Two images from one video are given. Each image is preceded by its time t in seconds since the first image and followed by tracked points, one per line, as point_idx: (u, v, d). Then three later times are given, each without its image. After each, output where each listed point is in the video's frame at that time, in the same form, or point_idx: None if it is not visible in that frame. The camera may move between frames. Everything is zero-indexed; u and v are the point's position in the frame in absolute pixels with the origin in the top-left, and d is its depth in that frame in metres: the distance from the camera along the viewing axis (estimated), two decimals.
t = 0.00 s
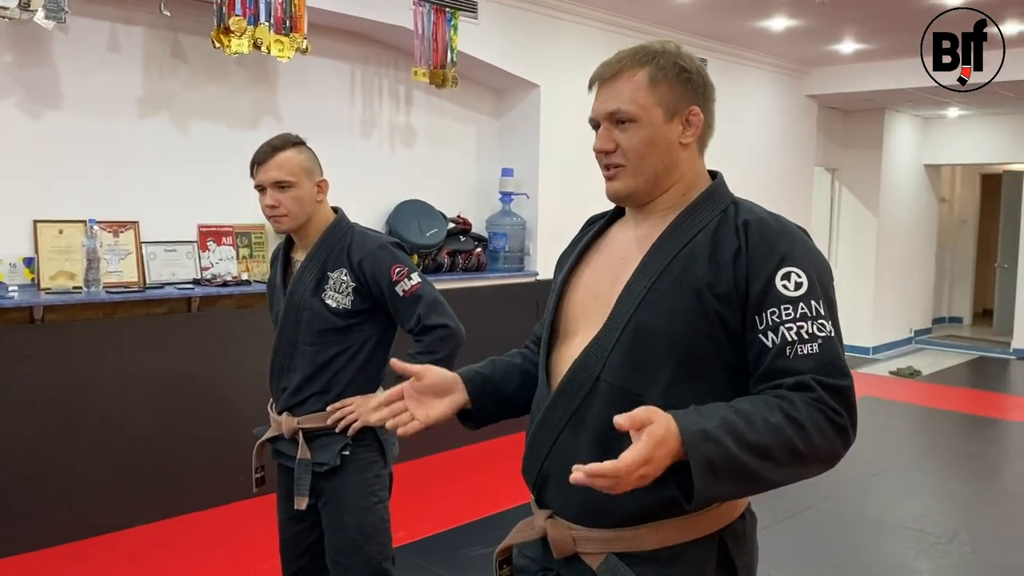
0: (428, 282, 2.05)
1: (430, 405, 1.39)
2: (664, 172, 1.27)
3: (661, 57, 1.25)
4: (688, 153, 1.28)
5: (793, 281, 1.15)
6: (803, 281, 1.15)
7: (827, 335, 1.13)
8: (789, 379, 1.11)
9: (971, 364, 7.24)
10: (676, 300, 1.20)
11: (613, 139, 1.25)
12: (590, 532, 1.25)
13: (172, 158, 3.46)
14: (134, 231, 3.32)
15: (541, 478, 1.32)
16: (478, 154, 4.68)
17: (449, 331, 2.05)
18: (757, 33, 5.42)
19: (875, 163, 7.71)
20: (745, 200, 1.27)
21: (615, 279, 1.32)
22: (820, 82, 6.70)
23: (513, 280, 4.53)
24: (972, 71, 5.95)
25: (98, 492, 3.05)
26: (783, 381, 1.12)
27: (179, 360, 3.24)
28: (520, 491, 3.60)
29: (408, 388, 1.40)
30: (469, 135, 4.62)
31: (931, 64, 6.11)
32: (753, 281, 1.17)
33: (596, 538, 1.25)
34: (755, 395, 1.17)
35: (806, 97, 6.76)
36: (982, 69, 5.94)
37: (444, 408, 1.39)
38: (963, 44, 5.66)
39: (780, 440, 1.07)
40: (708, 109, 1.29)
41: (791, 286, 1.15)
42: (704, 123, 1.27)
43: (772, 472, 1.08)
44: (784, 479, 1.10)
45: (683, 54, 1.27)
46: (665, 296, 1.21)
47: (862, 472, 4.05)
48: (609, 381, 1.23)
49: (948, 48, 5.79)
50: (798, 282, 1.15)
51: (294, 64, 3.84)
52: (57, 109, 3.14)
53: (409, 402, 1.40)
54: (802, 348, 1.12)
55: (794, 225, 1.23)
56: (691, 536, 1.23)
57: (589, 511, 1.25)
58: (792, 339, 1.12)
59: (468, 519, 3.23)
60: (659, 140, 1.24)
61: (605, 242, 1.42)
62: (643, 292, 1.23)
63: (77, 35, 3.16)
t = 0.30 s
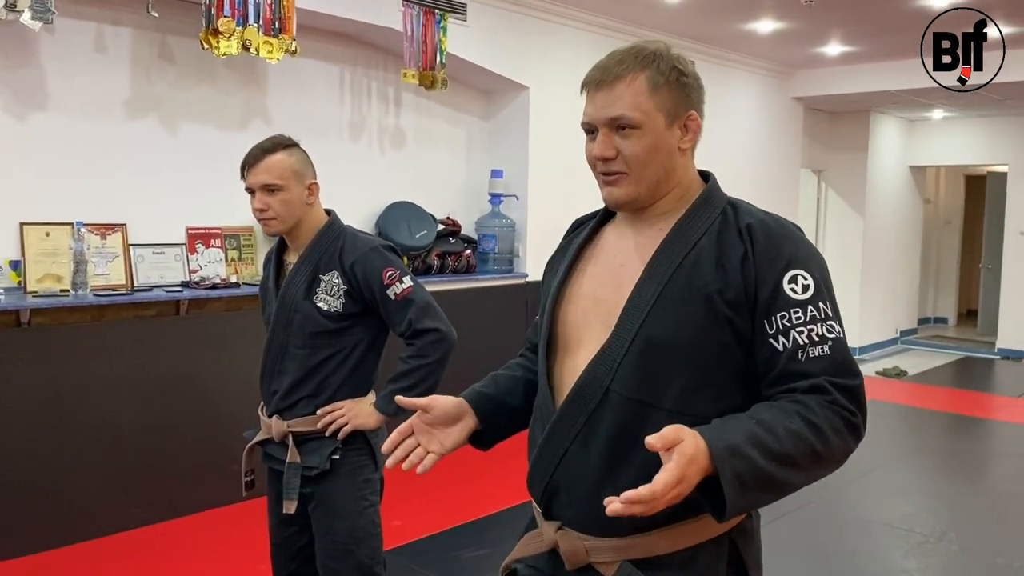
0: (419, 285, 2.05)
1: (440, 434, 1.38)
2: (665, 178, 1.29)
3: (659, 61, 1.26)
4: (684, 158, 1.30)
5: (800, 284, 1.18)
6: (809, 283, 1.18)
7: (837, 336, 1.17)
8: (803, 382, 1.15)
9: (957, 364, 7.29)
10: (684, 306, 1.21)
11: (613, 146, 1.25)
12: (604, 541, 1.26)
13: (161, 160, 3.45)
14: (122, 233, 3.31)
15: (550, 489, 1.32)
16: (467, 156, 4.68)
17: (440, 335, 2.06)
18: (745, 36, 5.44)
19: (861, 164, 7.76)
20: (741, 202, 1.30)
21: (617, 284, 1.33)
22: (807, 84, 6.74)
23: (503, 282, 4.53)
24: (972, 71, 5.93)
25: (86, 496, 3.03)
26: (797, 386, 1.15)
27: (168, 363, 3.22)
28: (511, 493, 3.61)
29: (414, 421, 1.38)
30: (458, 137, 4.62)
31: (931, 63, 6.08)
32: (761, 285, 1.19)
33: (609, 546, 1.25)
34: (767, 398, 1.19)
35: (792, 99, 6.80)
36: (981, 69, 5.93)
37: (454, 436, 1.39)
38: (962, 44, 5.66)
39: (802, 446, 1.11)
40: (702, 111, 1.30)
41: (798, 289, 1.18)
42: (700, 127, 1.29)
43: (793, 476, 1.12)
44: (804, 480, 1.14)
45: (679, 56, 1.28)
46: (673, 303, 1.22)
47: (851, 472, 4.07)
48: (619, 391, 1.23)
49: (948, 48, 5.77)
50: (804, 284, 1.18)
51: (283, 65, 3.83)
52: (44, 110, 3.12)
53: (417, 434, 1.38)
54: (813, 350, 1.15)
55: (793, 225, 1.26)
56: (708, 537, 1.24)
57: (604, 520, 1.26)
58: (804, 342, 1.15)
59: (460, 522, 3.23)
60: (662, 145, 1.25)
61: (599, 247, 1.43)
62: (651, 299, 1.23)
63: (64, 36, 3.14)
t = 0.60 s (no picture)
0: (408, 286, 2.05)
1: (445, 450, 1.38)
2: (658, 183, 1.29)
3: (649, 63, 1.25)
4: (676, 160, 1.30)
5: (802, 287, 1.20)
6: (810, 285, 1.20)
7: (837, 337, 1.19)
8: (807, 384, 1.16)
9: (948, 363, 7.31)
10: (692, 310, 1.21)
11: (605, 150, 1.24)
12: (609, 547, 1.27)
13: (151, 161, 3.43)
14: (112, 235, 3.29)
15: (553, 496, 1.31)
16: (459, 157, 4.68)
17: (431, 336, 2.05)
18: (737, 36, 5.45)
19: (852, 164, 7.78)
20: (737, 204, 1.31)
21: (617, 288, 1.33)
22: (798, 84, 6.75)
23: (496, 283, 4.52)
24: (972, 71, 5.93)
25: (76, 500, 3.01)
26: (801, 388, 1.16)
27: (158, 365, 3.20)
28: (504, 494, 3.60)
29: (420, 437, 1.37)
30: (450, 137, 4.61)
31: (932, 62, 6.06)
32: (766, 287, 1.20)
33: (615, 552, 1.26)
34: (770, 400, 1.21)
35: (784, 99, 6.81)
36: (981, 68, 5.93)
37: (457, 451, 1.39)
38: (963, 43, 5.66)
39: (811, 448, 1.12)
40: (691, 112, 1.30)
41: (801, 291, 1.20)
42: (691, 129, 1.29)
43: (801, 478, 1.13)
44: (810, 481, 1.15)
45: (667, 58, 1.28)
46: (679, 307, 1.22)
47: (843, 472, 4.08)
48: (626, 397, 1.23)
49: (949, 48, 5.77)
50: (806, 287, 1.20)
51: (274, 66, 3.81)
52: (33, 111, 3.10)
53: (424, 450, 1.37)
54: (816, 352, 1.16)
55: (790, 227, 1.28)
56: (711, 535, 1.26)
57: (610, 527, 1.26)
58: (807, 344, 1.17)
59: (452, 524, 3.21)
60: (653, 148, 1.25)
61: (595, 250, 1.43)
62: (658, 302, 1.23)
63: (53, 36, 3.12)
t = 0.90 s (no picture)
0: (402, 286, 2.03)
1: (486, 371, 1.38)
2: (662, 180, 1.28)
3: (646, 60, 1.24)
4: (679, 155, 1.29)
5: (805, 286, 1.19)
6: (813, 284, 1.20)
7: (841, 337, 1.18)
8: (812, 377, 1.16)
9: (943, 363, 7.32)
10: (694, 308, 1.21)
11: (609, 153, 1.23)
12: (605, 547, 1.25)
13: (142, 161, 3.40)
14: (103, 235, 3.26)
15: (552, 493, 1.29)
16: (453, 157, 4.66)
17: (425, 336, 2.02)
18: (732, 36, 5.44)
19: (846, 164, 7.79)
20: (738, 202, 1.30)
21: (616, 285, 1.32)
22: (792, 84, 6.75)
23: (490, 283, 4.51)
24: (972, 71, 5.94)
25: (67, 502, 2.98)
26: (808, 379, 1.16)
27: (149, 366, 3.18)
28: (499, 496, 3.58)
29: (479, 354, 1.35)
30: (444, 137, 4.60)
31: (931, 63, 6.07)
32: (769, 286, 1.20)
33: (611, 552, 1.25)
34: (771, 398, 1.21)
35: (778, 99, 6.81)
36: (980, 68, 5.93)
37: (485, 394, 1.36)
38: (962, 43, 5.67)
39: (824, 430, 1.11)
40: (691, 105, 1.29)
41: (804, 290, 1.19)
42: (692, 122, 1.27)
43: (817, 460, 1.10)
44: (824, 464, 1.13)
45: (664, 53, 1.27)
46: (680, 305, 1.21)
47: (839, 472, 4.07)
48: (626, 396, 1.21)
49: (948, 48, 5.78)
50: (809, 286, 1.19)
51: (267, 65, 3.79)
52: (23, 111, 3.07)
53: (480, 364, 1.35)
54: (822, 351, 1.16)
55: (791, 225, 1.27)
56: (707, 534, 1.26)
57: (606, 527, 1.24)
58: (812, 343, 1.16)
59: (447, 526, 3.20)
60: (657, 146, 1.23)
61: (592, 246, 1.42)
62: (659, 300, 1.22)
63: (43, 35, 3.10)
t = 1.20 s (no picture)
0: (399, 287, 2.01)
1: (405, 366, 1.41)
2: (657, 176, 1.28)
3: (653, 57, 1.25)
4: (675, 155, 1.29)
5: (795, 287, 1.20)
6: (804, 285, 1.20)
7: (834, 339, 1.18)
8: (806, 377, 1.15)
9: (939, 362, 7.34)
10: (678, 308, 1.21)
11: (608, 140, 1.23)
12: (591, 548, 1.25)
13: (137, 161, 3.39)
14: (99, 236, 3.25)
15: (537, 495, 1.30)
16: (449, 157, 4.66)
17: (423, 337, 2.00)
18: (728, 35, 5.45)
19: (843, 163, 7.80)
20: (730, 204, 1.30)
21: (603, 284, 1.32)
22: (789, 84, 6.76)
23: (487, 282, 4.51)
24: (972, 71, 5.95)
25: (63, 503, 2.98)
26: (801, 379, 1.15)
27: (145, 367, 3.17)
28: (496, 496, 3.58)
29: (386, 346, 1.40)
30: (440, 136, 4.60)
31: (931, 63, 6.08)
32: (755, 286, 1.20)
33: (597, 554, 1.25)
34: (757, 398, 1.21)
35: (774, 99, 6.82)
36: (980, 69, 5.95)
37: (418, 372, 1.42)
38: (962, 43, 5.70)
39: (826, 428, 1.10)
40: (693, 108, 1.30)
41: (795, 291, 1.19)
42: (692, 124, 1.28)
43: (819, 459, 1.10)
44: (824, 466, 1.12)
45: (671, 53, 1.28)
46: (664, 305, 1.22)
47: (835, 472, 4.08)
48: (609, 395, 1.22)
49: (947, 48, 5.81)
50: (800, 287, 1.20)
51: (262, 65, 3.79)
52: (18, 111, 3.06)
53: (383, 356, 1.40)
54: (815, 352, 1.16)
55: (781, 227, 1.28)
56: (694, 540, 1.26)
57: (590, 529, 1.25)
58: (804, 344, 1.16)
59: (444, 526, 3.20)
60: (655, 140, 1.24)
61: (582, 248, 1.42)
62: (642, 299, 1.23)
63: (38, 35, 3.09)
